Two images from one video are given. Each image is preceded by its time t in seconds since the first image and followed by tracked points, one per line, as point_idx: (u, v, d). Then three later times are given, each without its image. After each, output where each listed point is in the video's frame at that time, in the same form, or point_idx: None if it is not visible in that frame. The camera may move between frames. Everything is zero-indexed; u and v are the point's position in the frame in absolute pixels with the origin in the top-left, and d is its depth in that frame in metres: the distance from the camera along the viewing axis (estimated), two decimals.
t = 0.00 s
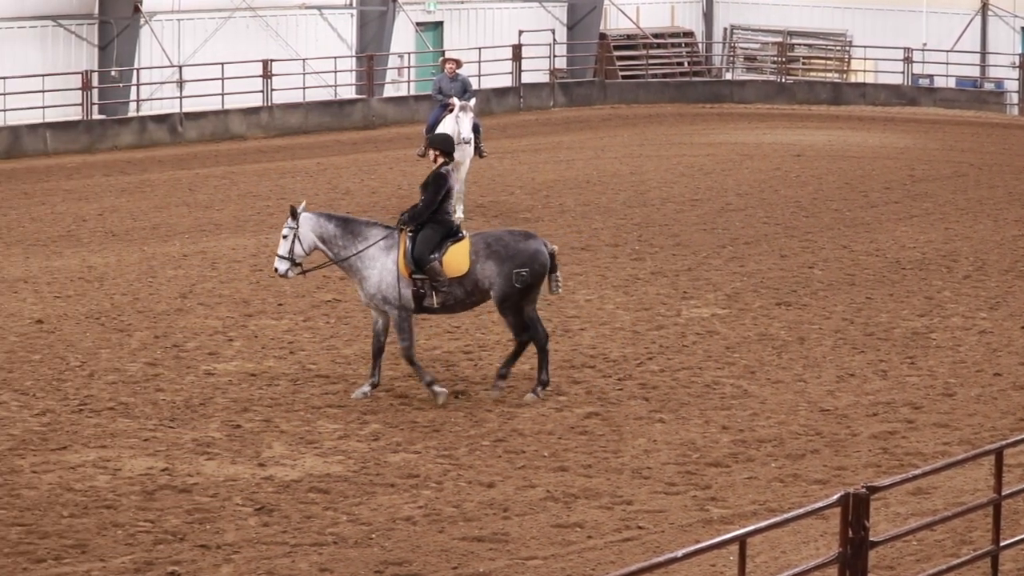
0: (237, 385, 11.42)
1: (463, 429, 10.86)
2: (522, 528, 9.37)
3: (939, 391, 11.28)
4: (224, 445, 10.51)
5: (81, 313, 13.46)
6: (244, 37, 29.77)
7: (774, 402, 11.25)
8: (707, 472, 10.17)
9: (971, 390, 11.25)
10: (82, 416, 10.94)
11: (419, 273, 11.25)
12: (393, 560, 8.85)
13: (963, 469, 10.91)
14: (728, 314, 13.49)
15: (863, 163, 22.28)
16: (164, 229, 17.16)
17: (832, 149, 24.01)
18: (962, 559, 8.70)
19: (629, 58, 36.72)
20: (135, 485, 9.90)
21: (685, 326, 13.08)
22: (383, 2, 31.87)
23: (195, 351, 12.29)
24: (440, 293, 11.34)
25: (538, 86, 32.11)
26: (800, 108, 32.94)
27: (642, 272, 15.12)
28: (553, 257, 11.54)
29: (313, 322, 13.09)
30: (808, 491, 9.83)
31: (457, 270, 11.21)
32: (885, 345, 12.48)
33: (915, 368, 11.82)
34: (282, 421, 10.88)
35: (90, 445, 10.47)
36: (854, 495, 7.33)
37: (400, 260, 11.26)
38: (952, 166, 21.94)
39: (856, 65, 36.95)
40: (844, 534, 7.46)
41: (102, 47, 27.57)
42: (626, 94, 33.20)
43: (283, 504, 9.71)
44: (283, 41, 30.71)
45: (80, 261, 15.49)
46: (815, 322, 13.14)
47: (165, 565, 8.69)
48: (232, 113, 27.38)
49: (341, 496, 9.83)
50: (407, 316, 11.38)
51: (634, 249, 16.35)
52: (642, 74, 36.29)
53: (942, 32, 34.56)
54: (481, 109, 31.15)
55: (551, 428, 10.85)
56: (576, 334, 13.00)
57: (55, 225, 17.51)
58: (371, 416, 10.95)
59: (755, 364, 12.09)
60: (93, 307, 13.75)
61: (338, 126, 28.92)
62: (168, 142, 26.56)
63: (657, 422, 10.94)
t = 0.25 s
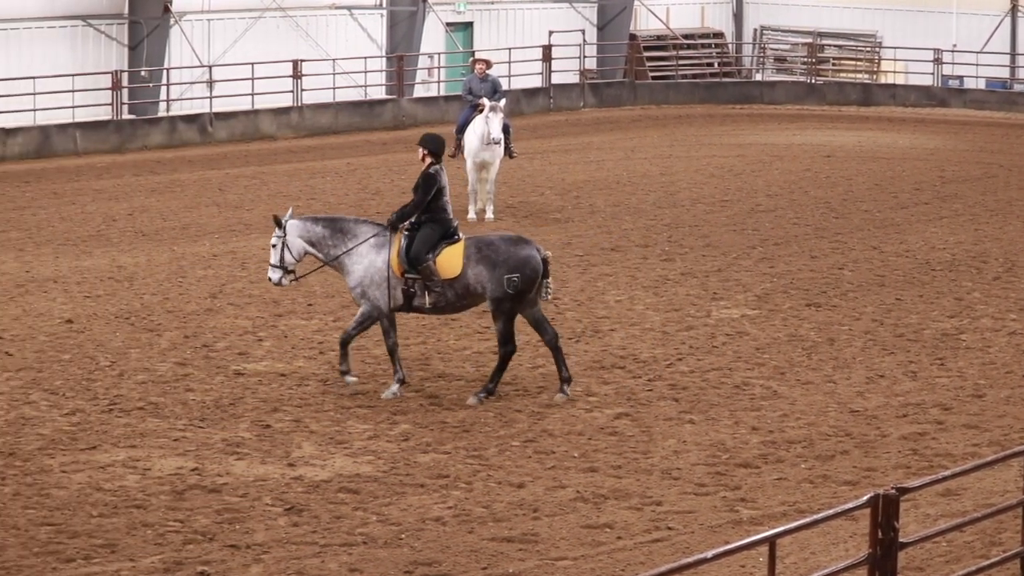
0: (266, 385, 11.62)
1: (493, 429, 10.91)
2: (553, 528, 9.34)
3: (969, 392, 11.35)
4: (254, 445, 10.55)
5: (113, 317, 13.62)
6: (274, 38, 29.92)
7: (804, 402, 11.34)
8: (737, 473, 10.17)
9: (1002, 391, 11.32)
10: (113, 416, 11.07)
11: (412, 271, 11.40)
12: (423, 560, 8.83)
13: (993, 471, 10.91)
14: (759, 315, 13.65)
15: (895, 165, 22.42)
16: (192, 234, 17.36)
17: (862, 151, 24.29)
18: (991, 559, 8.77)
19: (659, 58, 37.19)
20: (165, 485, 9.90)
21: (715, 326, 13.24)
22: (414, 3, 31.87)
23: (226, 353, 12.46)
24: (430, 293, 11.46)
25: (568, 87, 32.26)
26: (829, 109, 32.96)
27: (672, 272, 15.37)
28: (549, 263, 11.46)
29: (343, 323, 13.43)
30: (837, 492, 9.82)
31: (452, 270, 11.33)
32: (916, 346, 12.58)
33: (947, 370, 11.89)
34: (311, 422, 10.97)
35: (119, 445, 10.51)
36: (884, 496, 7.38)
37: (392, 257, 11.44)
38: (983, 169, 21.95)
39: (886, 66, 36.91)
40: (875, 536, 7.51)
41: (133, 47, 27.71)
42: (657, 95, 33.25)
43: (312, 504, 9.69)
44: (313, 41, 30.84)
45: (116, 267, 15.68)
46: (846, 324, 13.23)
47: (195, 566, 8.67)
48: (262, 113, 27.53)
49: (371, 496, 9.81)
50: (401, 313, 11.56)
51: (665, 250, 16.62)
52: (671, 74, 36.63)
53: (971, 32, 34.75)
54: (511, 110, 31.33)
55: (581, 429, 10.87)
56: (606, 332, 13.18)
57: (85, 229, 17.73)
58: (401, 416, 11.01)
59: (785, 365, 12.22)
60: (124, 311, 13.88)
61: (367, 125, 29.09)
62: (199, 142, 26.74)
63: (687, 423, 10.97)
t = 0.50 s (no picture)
0: (287, 386, 12.03)
1: (517, 429, 11.01)
2: (575, 529, 9.21)
3: (991, 393, 11.72)
4: (278, 444, 10.59)
5: (142, 330, 13.87)
6: (297, 37, 31.26)
7: (826, 405, 11.56)
8: (760, 473, 10.18)
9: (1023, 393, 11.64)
10: (136, 416, 11.14)
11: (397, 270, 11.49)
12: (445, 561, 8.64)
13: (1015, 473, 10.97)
14: (781, 316, 14.41)
15: (917, 172, 22.96)
16: (217, 254, 17.64)
17: (882, 152, 25.43)
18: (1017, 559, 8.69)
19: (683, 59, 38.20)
20: (187, 485, 9.85)
21: (737, 327, 13.99)
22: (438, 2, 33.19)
23: (254, 355, 12.99)
24: (415, 291, 11.57)
25: (592, 87, 33.12)
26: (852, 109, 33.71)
27: (695, 273, 16.34)
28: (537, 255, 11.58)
29: (371, 326, 14.03)
30: (860, 493, 9.81)
31: (437, 268, 11.44)
32: (937, 350, 13.05)
33: (968, 369, 12.41)
34: (336, 422, 11.10)
35: (141, 445, 10.51)
36: (906, 497, 7.24)
37: (380, 258, 11.54)
38: (1008, 178, 22.29)
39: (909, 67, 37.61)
40: (896, 537, 7.37)
41: (156, 47, 29.11)
42: (681, 95, 34.15)
43: (335, 504, 9.57)
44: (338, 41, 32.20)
45: (149, 283, 16.02)
46: (869, 336, 13.57)
47: (217, 566, 8.53)
48: (285, 113, 28.90)
49: (394, 496, 9.74)
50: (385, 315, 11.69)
51: (688, 250, 17.65)
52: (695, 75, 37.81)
53: (994, 34, 35.64)
54: (535, 110, 32.38)
55: (605, 429, 11.01)
56: (630, 334, 13.82)
57: (115, 247, 18.17)
58: (424, 417, 11.17)
59: (807, 365, 12.71)
60: (154, 325, 14.09)
61: (391, 125, 30.42)
62: (222, 141, 28.08)
63: (710, 424, 11.14)
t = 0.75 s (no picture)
0: (312, 386, 12.11)
1: (542, 430, 11.06)
2: (600, 529, 9.15)
3: (1016, 394, 11.77)
4: (303, 444, 10.60)
5: (167, 330, 13.91)
6: (322, 37, 32.72)
7: (852, 406, 11.59)
8: (785, 474, 10.18)
9: None
10: (161, 416, 11.16)
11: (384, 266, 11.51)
12: (470, 561, 8.54)
13: None
14: (806, 317, 14.40)
15: (943, 172, 23.18)
16: (243, 253, 17.73)
17: (908, 152, 25.39)
18: None
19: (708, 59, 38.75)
20: (213, 484, 9.80)
21: (763, 328, 14.02)
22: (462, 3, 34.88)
23: (279, 356, 13.03)
24: (400, 287, 11.56)
25: (616, 88, 34.32)
26: (878, 109, 34.51)
27: (720, 273, 16.36)
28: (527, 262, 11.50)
29: (396, 327, 14.12)
30: (886, 493, 9.78)
31: (421, 266, 11.45)
32: (963, 350, 13.12)
33: (994, 370, 12.47)
34: (360, 422, 11.15)
35: (167, 445, 10.51)
36: (933, 498, 7.13)
37: (366, 254, 11.58)
38: None
39: (935, 68, 38.01)
40: (922, 538, 7.26)
41: (181, 48, 30.26)
42: (705, 96, 35.37)
43: (360, 504, 9.49)
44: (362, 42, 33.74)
45: (174, 283, 16.07)
46: (895, 336, 13.61)
47: (242, 565, 8.41)
48: (311, 114, 30.08)
49: (418, 496, 9.70)
50: (375, 310, 11.71)
51: (713, 250, 17.67)
52: (719, 75, 38.26)
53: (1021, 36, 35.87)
54: (561, 110, 33.56)
55: (630, 430, 11.07)
56: (655, 334, 13.86)
57: (139, 247, 18.20)
58: (449, 418, 11.28)
59: (833, 366, 12.73)
60: (179, 325, 14.12)
61: (416, 125, 31.82)
62: (247, 141, 29.18)
63: (736, 424, 11.20)
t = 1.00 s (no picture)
0: (334, 386, 12.17)
1: (564, 430, 11.09)
2: (622, 530, 9.17)
3: None
4: (325, 445, 10.65)
5: (189, 330, 14.00)
6: (344, 37, 32.80)
7: (874, 406, 11.59)
8: (807, 475, 10.17)
9: None
10: (183, 416, 11.22)
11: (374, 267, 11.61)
12: (492, 561, 8.56)
13: None
14: (827, 318, 14.39)
15: (965, 173, 23.14)
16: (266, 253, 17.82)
17: (930, 153, 25.32)
18: None
19: (730, 60, 38.78)
20: (235, 484, 9.84)
21: (785, 328, 14.02)
22: (484, 3, 34.84)
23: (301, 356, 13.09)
24: (390, 287, 11.66)
25: (639, 89, 34.34)
26: (899, 111, 34.43)
27: (742, 273, 16.37)
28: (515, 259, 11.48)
29: (418, 327, 14.17)
30: (907, 494, 9.78)
31: (411, 268, 11.54)
32: (985, 351, 13.11)
33: (1016, 371, 12.45)
34: (382, 423, 11.20)
35: (188, 445, 10.57)
36: (954, 499, 7.12)
37: (356, 253, 11.67)
38: None
39: (957, 69, 37.92)
40: (943, 539, 7.25)
41: (202, 48, 30.37)
42: (727, 97, 35.36)
43: (382, 504, 9.53)
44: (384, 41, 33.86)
45: (196, 283, 16.16)
46: (917, 337, 13.60)
47: (264, 565, 8.43)
48: (333, 114, 30.14)
49: (440, 496, 9.74)
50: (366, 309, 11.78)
51: (735, 250, 17.68)
52: (741, 75, 38.27)
53: None
54: (583, 111, 33.58)
55: (651, 430, 11.09)
56: (677, 335, 13.87)
57: (161, 247, 18.29)
58: (471, 419, 11.32)
59: (854, 367, 12.72)
60: (201, 325, 14.20)
61: (438, 125, 31.86)
62: (269, 141, 29.32)
63: (757, 425, 11.21)
